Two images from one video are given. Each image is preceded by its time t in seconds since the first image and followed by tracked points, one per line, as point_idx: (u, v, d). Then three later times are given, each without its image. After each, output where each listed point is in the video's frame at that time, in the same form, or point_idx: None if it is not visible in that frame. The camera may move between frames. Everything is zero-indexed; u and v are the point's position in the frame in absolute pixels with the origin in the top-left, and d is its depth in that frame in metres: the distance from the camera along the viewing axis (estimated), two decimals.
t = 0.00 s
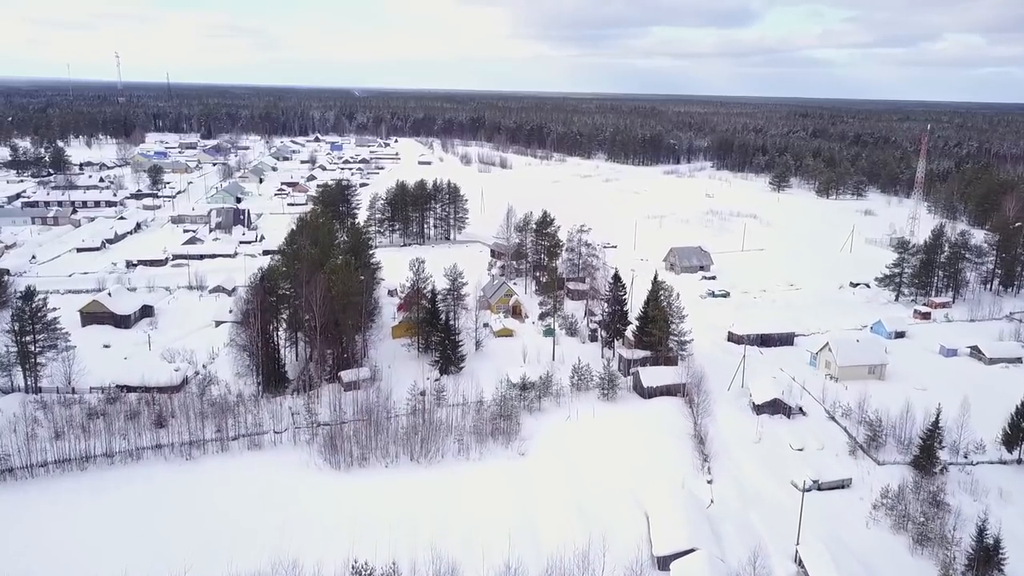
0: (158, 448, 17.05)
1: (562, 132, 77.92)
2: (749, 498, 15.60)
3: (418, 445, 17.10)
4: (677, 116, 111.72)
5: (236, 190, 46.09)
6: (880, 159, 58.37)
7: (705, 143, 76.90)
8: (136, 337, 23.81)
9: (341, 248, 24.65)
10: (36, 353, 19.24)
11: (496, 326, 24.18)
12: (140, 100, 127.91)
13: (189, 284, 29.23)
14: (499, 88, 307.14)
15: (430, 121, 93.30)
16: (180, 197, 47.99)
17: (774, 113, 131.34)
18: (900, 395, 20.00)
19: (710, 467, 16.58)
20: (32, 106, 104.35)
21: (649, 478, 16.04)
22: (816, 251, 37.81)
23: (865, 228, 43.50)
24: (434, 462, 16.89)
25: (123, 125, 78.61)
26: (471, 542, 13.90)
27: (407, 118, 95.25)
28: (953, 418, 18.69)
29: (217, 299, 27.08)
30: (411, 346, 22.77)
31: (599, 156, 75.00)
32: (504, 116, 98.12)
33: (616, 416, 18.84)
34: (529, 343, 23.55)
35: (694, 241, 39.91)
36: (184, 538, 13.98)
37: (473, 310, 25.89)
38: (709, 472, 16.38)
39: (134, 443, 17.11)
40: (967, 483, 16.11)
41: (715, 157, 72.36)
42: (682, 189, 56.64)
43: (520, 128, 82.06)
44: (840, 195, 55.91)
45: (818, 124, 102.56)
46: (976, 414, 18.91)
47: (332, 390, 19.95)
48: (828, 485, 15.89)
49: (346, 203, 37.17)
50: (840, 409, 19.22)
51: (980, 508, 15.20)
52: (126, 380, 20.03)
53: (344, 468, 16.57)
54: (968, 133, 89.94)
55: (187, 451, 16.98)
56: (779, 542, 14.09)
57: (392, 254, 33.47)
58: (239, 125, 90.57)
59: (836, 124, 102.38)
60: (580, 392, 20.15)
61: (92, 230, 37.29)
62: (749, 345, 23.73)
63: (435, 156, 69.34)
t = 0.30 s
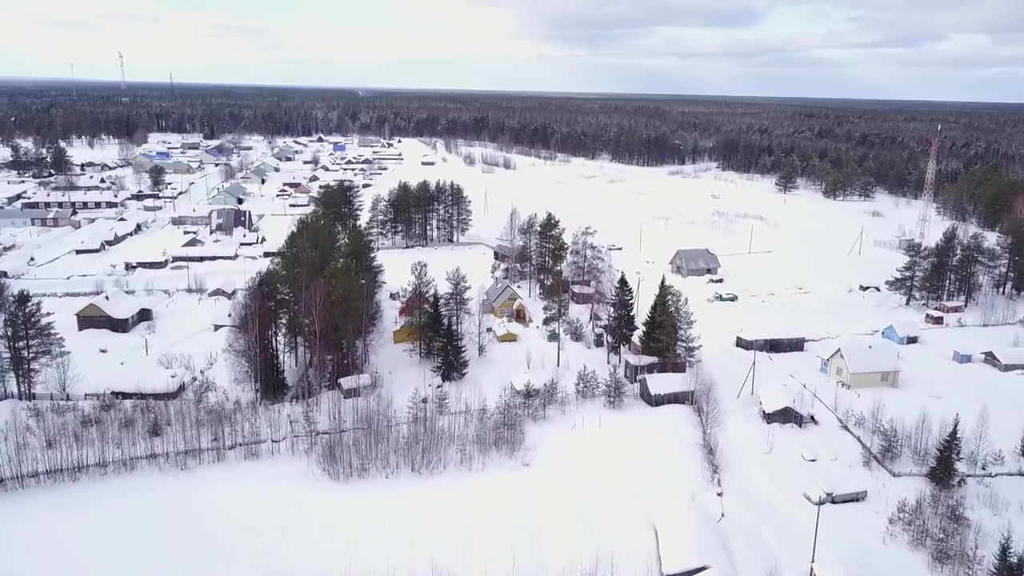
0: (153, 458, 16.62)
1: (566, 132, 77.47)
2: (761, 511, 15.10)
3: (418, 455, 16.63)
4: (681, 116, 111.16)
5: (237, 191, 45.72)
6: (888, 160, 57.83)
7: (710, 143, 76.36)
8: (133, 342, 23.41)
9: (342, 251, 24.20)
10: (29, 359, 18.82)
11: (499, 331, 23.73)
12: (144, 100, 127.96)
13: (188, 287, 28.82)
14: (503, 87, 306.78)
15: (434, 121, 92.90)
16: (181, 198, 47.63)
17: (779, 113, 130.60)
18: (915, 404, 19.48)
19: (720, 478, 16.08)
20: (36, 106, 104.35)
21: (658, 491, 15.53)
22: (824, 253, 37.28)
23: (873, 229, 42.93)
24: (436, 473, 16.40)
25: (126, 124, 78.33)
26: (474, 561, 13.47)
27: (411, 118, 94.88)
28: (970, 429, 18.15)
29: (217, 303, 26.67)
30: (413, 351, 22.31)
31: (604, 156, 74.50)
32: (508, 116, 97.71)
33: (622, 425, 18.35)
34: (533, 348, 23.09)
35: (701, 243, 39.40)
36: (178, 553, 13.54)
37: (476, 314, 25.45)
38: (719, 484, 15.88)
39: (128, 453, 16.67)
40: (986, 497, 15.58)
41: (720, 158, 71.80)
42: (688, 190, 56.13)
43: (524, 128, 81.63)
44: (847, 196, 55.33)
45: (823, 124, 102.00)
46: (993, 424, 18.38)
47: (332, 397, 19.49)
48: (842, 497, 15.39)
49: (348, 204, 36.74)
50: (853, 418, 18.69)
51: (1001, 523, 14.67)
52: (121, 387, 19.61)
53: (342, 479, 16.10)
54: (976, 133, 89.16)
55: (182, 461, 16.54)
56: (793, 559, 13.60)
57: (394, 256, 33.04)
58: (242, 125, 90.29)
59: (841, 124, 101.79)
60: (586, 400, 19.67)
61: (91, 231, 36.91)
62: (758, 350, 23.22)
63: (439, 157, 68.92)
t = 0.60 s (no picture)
0: (146, 467, 16.17)
1: (571, 132, 76.93)
2: (774, 526, 14.60)
3: (420, 466, 16.16)
4: (686, 116, 110.57)
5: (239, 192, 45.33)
6: (895, 161, 57.21)
7: (716, 143, 75.78)
8: (130, 346, 23.00)
9: (342, 255, 23.73)
10: (22, 365, 18.39)
11: (503, 336, 23.26)
12: (147, 100, 128.08)
13: (187, 289, 28.41)
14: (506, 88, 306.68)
15: (437, 121, 92.47)
16: (182, 199, 47.26)
17: (784, 114, 129.89)
18: (930, 413, 18.94)
19: (730, 491, 15.57)
20: (39, 106, 104.33)
21: (666, 505, 15.05)
22: (833, 255, 36.71)
23: (881, 231, 42.36)
24: (438, 485, 15.95)
25: (128, 125, 77.96)
26: None
27: (414, 118, 94.44)
28: (987, 440, 17.62)
29: (216, 306, 26.26)
30: (414, 357, 21.83)
31: (608, 157, 73.97)
32: (512, 116, 97.20)
33: (629, 434, 17.86)
34: (538, 353, 22.61)
35: (707, 245, 38.87)
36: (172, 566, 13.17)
37: (480, 318, 24.97)
38: (730, 497, 15.39)
39: (121, 463, 16.23)
40: (1007, 511, 15.04)
41: (725, 158, 71.24)
42: (693, 191, 55.61)
43: (527, 128, 81.13)
44: (855, 197, 54.73)
45: (829, 124, 101.32)
46: (1011, 434, 17.82)
47: (332, 405, 19.03)
48: (857, 511, 14.88)
49: (350, 206, 36.30)
50: (867, 428, 18.17)
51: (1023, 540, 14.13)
52: (117, 394, 19.18)
53: (341, 490, 15.64)
54: (984, 134, 88.39)
55: (176, 471, 16.09)
56: None
57: (396, 259, 32.61)
58: (244, 125, 89.96)
59: (847, 124, 101.15)
60: (592, 408, 19.18)
61: (90, 232, 36.54)
62: (767, 356, 22.71)
63: (443, 158, 68.47)
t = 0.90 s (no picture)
0: (140, 478, 15.72)
1: (575, 132, 76.42)
2: (787, 541, 14.11)
3: (421, 477, 15.68)
4: (691, 117, 109.97)
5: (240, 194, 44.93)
6: (903, 161, 56.59)
7: (721, 144, 75.20)
8: (127, 352, 22.59)
9: (343, 259, 23.27)
10: (15, 372, 17.97)
11: (507, 342, 22.77)
12: (151, 100, 128.32)
13: (186, 292, 27.99)
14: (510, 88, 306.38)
15: (440, 121, 92.06)
16: (183, 200, 46.88)
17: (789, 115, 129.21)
18: (946, 423, 18.40)
19: (741, 504, 15.08)
20: (42, 106, 104.35)
21: (675, 517, 14.59)
22: (842, 258, 36.14)
23: (890, 233, 41.78)
24: (439, 497, 15.49)
25: (130, 125, 77.64)
26: None
27: (417, 119, 94.05)
28: (1007, 451, 17.07)
29: (216, 310, 25.85)
30: (416, 363, 21.35)
31: (612, 158, 73.45)
32: (515, 116, 96.72)
33: (636, 444, 17.37)
34: (542, 359, 22.12)
35: (714, 247, 38.33)
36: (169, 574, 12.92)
37: (483, 323, 24.50)
38: (741, 510, 14.90)
39: (114, 473, 15.78)
40: None
41: (731, 159, 70.70)
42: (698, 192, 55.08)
43: (532, 128, 80.66)
44: (862, 199, 54.13)
45: (834, 124, 100.67)
46: None
47: (332, 413, 18.57)
48: (873, 526, 14.36)
49: (352, 208, 35.87)
50: (881, 438, 17.64)
51: None
52: (112, 401, 18.75)
53: (339, 502, 15.17)
54: (991, 135, 87.66)
55: (171, 482, 15.64)
56: None
57: (398, 262, 32.16)
58: (247, 125, 89.66)
59: (852, 124, 100.61)
60: (598, 416, 18.69)
61: (90, 234, 36.16)
62: (777, 362, 22.19)
63: (446, 158, 68.04)
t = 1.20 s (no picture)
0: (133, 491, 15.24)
1: (579, 132, 76.01)
2: (802, 557, 13.62)
3: (422, 489, 15.19)
4: (695, 117, 109.46)
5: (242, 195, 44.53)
6: (910, 162, 56.06)
7: (726, 144, 74.67)
8: (123, 357, 22.15)
9: (343, 263, 22.81)
10: (6, 380, 17.50)
11: (511, 347, 22.26)
12: (154, 100, 128.61)
13: (185, 296, 27.57)
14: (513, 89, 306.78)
15: (444, 121, 91.69)
16: (185, 201, 46.51)
17: (794, 116, 128.62)
18: (963, 433, 17.86)
19: (753, 519, 14.57)
20: (46, 107, 104.47)
21: (684, 533, 14.15)
22: (851, 260, 35.58)
23: (899, 236, 41.22)
24: (441, 510, 15.02)
25: (132, 125, 77.37)
26: None
27: (420, 119, 93.67)
28: None
29: (215, 314, 25.42)
30: (418, 369, 20.88)
31: (616, 159, 72.98)
32: (519, 117, 96.32)
33: (644, 454, 16.87)
34: (547, 365, 21.64)
35: (720, 249, 37.81)
36: None
37: (486, 327, 24.02)
38: (753, 526, 14.39)
39: (107, 484, 15.30)
40: None
41: (736, 160, 70.18)
42: (703, 193, 54.55)
43: (535, 129, 80.21)
44: (869, 200, 53.55)
45: (839, 124, 100.12)
46: None
47: (331, 422, 18.10)
48: (891, 542, 13.84)
49: (354, 209, 35.41)
50: (896, 449, 17.10)
51: None
52: (106, 409, 18.29)
53: (338, 517, 14.69)
54: (998, 135, 87.02)
55: (165, 494, 15.18)
56: None
57: (399, 264, 31.71)
58: (249, 126, 89.38)
59: (858, 125, 99.62)
60: (604, 424, 18.20)
61: (89, 236, 35.77)
62: (787, 369, 21.71)
63: (449, 159, 67.63)
